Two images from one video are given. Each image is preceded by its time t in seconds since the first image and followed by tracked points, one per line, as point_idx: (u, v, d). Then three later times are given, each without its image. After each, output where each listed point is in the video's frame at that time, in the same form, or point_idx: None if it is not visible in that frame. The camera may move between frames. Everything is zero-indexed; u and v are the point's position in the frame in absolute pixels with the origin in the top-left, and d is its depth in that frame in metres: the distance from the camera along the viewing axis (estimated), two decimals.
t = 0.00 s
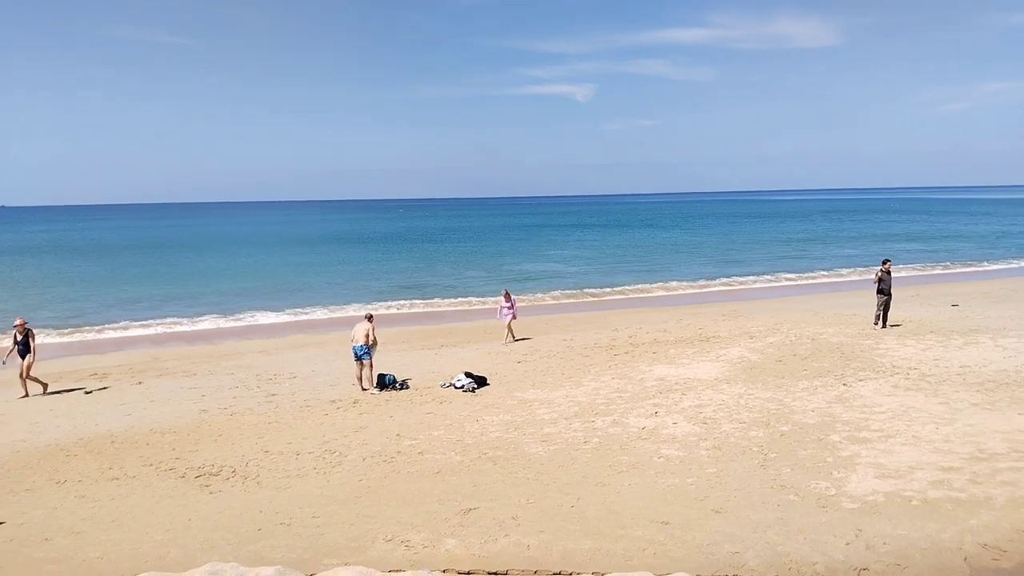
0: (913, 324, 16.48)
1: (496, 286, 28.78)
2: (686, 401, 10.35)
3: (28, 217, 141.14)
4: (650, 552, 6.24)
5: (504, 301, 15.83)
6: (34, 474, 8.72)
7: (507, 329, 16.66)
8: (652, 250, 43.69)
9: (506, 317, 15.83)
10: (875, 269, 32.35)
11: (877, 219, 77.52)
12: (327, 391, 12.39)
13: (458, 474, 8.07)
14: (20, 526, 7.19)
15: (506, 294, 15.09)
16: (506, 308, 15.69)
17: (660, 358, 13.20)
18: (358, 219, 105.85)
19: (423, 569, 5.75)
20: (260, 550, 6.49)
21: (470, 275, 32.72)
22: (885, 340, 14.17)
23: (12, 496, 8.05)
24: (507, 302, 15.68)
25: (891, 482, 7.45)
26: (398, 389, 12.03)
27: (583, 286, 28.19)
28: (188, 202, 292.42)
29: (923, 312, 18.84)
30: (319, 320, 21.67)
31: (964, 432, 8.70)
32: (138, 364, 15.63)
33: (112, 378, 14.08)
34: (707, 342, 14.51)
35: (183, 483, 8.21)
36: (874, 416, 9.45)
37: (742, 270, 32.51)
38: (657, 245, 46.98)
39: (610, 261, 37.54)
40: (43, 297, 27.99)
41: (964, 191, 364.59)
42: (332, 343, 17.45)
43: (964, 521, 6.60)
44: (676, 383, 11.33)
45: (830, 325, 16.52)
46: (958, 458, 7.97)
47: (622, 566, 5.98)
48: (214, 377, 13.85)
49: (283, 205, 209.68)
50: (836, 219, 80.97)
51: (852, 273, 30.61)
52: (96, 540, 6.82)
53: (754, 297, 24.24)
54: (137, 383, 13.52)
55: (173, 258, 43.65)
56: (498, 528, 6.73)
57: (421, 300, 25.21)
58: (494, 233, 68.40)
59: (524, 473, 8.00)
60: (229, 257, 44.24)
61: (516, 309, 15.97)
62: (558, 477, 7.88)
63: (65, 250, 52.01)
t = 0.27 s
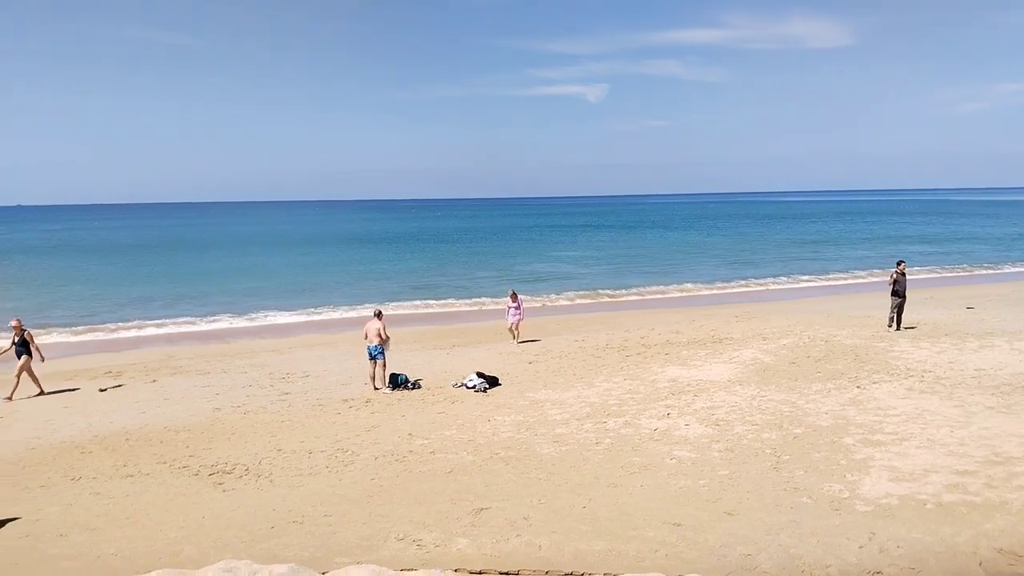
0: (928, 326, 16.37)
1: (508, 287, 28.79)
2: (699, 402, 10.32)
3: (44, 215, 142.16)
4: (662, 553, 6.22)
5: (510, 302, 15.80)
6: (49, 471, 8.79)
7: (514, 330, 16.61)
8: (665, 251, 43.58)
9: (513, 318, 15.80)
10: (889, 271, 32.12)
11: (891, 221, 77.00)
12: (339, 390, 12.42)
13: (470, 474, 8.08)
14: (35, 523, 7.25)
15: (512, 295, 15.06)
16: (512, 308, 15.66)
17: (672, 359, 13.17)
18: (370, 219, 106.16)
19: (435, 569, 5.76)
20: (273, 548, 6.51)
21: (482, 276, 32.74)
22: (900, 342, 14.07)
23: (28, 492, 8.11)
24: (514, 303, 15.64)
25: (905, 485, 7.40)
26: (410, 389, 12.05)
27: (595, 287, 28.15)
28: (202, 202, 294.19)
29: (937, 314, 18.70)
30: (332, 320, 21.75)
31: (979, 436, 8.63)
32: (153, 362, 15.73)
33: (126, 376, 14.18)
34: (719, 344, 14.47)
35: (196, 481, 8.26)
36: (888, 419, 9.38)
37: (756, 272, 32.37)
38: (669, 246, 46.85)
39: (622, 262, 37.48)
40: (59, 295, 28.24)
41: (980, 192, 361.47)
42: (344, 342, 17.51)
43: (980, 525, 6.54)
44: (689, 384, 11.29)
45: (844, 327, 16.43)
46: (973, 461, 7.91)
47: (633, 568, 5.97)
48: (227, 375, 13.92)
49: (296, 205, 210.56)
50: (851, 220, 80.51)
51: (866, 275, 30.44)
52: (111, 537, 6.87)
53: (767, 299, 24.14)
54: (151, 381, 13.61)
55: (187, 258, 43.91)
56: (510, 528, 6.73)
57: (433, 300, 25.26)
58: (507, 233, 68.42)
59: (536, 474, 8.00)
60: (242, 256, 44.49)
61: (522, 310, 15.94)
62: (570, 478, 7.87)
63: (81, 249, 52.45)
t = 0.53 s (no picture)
0: (938, 333, 16.28)
1: (515, 291, 28.78)
2: (706, 408, 10.29)
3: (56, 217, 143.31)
4: (669, 559, 6.20)
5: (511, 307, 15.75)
6: (59, 471, 8.83)
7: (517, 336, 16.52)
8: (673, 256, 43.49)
9: (514, 323, 15.73)
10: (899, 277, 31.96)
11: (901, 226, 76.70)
12: (347, 393, 12.45)
13: (478, 478, 8.07)
14: (44, 523, 7.28)
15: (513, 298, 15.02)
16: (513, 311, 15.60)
17: (680, 364, 13.14)
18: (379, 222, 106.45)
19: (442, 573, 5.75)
20: (281, 550, 6.52)
21: (490, 279, 32.75)
22: (909, 348, 14.01)
23: (37, 492, 8.15)
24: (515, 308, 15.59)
25: (914, 492, 7.36)
26: (418, 392, 12.06)
27: (603, 291, 28.12)
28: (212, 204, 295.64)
29: (947, 321, 18.61)
30: (340, 323, 21.80)
31: (989, 443, 8.58)
32: (162, 363, 15.81)
33: (136, 377, 14.25)
34: (727, 349, 14.43)
35: (205, 482, 8.28)
36: (897, 425, 9.34)
37: (764, 277, 32.26)
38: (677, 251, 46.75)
39: (630, 267, 37.41)
40: (68, 297, 28.39)
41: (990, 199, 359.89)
42: (352, 345, 17.53)
43: (990, 533, 6.50)
44: (697, 389, 11.26)
45: (853, 333, 16.37)
46: (984, 469, 7.85)
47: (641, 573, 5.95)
48: (235, 377, 13.97)
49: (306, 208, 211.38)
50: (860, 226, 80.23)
51: (875, 281, 30.29)
52: (119, 538, 6.89)
53: (775, 304, 24.07)
54: (160, 383, 13.67)
55: (196, 260, 44.09)
56: (517, 532, 6.72)
57: (440, 304, 25.28)
58: (514, 237, 68.41)
59: (543, 478, 7.99)
60: (251, 259, 44.69)
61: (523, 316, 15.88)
62: (577, 483, 7.85)
63: (91, 251, 52.77)
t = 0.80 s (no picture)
0: (949, 338, 16.19)
1: (524, 294, 28.77)
2: (716, 412, 10.26)
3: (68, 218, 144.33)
4: (678, 564, 6.18)
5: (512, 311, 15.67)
6: (69, 471, 8.88)
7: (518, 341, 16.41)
8: (682, 260, 43.37)
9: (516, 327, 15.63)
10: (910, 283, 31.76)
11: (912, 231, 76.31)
12: (357, 395, 12.47)
13: (486, 481, 8.07)
14: (54, 523, 7.32)
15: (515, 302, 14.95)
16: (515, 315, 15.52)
17: (689, 368, 13.10)
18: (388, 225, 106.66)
19: None
20: (290, 552, 6.53)
21: (499, 283, 32.76)
22: (920, 354, 13.92)
23: (48, 492, 8.19)
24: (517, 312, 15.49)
25: (925, 499, 7.31)
26: (427, 395, 12.08)
27: (612, 295, 28.08)
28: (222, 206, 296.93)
29: (959, 326, 18.49)
30: (349, 325, 21.85)
31: (1001, 450, 8.52)
32: (172, 364, 15.88)
33: (146, 378, 14.33)
34: (737, 354, 14.38)
35: (214, 483, 8.31)
36: (908, 431, 9.28)
37: (774, 281, 32.14)
38: (686, 255, 46.67)
39: (639, 271, 37.35)
40: (80, 298, 28.56)
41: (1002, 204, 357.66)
42: (361, 347, 17.57)
43: (1002, 541, 6.45)
44: (706, 394, 11.23)
45: (863, 338, 16.28)
46: (996, 476, 7.80)
47: None
48: (244, 379, 14.01)
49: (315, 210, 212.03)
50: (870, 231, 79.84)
51: (886, 286, 30.12)
52: (129, 538, 6.92)
53: (785, 309, 23.97)
54: (170, 384, 13.74)
55: (206, 262, 44.29)
56: (526, 536, 6.71)
57: (449, 307, 25.30)
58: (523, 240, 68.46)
59: (552, 482, 7.97)
60: (261, 261, 44.89)
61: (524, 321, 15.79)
62: (586, 487, 7.84)
63: (103, 253, 53.12)
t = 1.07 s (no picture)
0: (969, 340, 16.02)
1: (540, 293, 28.78)
2: (732, 413, 10.21)
3: (88, 215, 145.94)
4: (694, 564, 6.16)
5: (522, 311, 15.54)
6: (89, 465, 8.98)
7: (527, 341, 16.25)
8: (698, 260, 43.17)
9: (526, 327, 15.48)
10: (929, 284, 31.44)
11: (931, 232, 75.55)
12: (373, 392, 12.53)
13: (502, 479, 8.08)
14: (75, 516, 7.40)
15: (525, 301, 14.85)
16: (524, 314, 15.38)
17: (706, 368, 13.05)
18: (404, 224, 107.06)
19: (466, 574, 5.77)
20: (306, 547, 6.58)
21: (515, 281, 32.77)
22: (940, 356, 13.79)
23: (69, 485, 8.29)
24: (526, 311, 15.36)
25: (944, 502, 7.24)
26: (443, 392, 12.11)
27: (629, 295, 28.01)
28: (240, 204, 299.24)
29: (979, 328, 18.29)
30: (365, 323, 21.94)
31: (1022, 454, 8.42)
32: (191, 360, 16.03)
33: (165, 373, 14.46)
34: (754, 354, 14.30)
35: (232, 478, 8.38)
36: (927, 434, 9.19)
37: (792, 282, 31.94)
38: (703, 255, 46.48)
39: (655, 270, 37.25)
40: (100, 295, 28.85)
41: None
42: (377, 345, 17.63)
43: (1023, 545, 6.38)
44: (723, 394, 11.18)
45: (882, 339, 16.14)
46: (1016, 480, 7.71)
47: None
48: (261, 375, 14.10)
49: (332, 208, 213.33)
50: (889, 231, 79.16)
51: (905, 288, 29.85)
52: (148, 532, 6.99)
53: (803, 309, 23.82)
54: (189, 379, 13.86)
55: (224, 260, 44.60)
56: (541, 534, 6.72)
57: (465, 305, 25.33)
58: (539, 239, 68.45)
59: (567, 481, 7.97)
60: (279, 259, 45.19)
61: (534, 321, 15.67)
62: (602, 486, 7.83)
63: (123, 250, 53.63)
